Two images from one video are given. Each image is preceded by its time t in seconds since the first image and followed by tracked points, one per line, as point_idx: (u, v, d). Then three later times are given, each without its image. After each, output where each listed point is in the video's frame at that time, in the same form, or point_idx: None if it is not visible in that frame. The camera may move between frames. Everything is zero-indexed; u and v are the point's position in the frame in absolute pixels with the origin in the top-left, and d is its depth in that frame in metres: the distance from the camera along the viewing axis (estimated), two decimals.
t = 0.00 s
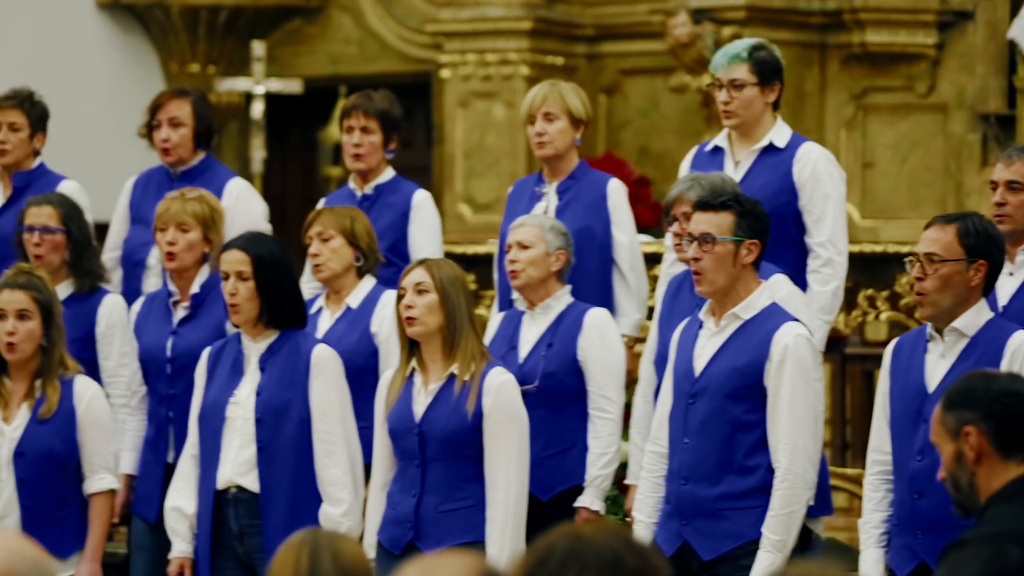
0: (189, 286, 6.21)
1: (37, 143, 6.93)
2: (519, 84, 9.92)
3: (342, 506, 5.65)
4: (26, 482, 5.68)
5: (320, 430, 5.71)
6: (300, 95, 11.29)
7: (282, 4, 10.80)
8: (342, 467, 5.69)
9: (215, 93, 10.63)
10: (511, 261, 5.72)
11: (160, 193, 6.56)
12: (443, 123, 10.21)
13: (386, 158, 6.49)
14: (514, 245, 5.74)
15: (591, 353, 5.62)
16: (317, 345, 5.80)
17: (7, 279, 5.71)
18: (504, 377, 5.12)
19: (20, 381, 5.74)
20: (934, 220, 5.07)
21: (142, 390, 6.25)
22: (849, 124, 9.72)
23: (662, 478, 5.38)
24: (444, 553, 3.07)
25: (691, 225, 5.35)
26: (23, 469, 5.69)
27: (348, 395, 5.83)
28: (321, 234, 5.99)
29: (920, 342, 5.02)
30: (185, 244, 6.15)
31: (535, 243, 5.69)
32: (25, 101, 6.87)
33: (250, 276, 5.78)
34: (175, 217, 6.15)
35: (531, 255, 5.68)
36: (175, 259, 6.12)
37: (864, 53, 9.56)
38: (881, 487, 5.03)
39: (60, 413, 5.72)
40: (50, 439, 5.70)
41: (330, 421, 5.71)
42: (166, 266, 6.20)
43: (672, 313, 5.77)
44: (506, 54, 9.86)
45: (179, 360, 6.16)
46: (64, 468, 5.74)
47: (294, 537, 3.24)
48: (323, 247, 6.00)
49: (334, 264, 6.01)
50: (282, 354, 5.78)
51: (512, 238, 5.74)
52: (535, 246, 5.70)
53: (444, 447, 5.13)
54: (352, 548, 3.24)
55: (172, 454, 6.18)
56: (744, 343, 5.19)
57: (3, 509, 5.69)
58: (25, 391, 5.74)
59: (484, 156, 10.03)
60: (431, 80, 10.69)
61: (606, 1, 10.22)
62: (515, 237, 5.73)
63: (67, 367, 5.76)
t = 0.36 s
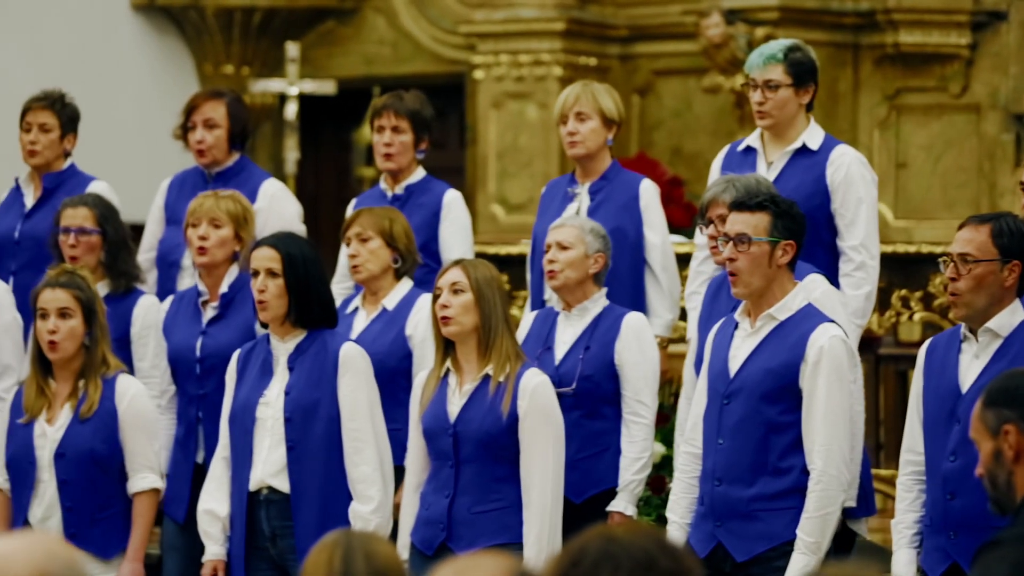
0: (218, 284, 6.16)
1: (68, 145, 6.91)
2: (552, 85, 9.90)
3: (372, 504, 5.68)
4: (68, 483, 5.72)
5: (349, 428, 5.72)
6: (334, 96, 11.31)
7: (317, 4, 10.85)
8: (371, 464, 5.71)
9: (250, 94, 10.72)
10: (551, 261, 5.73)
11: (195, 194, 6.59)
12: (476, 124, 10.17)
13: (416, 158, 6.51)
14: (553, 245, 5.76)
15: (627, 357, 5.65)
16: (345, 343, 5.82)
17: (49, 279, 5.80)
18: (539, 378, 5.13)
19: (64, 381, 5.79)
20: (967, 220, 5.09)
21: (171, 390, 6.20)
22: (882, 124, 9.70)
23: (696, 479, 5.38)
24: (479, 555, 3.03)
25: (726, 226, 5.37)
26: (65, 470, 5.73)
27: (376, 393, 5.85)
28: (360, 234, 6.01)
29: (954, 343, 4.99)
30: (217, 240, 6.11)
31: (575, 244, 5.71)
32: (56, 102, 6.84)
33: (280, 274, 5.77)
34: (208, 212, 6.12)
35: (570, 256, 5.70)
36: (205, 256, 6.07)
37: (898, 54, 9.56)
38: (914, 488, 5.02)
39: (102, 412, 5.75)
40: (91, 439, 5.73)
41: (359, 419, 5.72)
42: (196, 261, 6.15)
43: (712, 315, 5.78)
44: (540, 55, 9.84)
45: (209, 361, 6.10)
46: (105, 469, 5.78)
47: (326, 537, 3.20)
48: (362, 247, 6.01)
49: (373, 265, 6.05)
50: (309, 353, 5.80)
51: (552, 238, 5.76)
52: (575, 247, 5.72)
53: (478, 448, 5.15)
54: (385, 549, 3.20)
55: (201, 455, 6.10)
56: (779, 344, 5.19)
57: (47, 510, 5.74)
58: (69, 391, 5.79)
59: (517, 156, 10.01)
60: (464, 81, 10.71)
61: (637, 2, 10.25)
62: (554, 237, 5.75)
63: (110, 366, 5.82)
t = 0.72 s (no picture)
0: (242, 285, 6.13)
1: (94, 144, 6.93)
2: (581, 85, 9.87)
3: (394, 504, 5.47)
4: (104, 485, 5.75)
5: (371, 428, 5.51)
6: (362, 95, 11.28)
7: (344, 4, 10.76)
8: (394, 465, 5.50)
9: (279, 94, 10.70)
10: (584, 258, 5.75)
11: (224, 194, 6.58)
12: (504, 123, 10.13)
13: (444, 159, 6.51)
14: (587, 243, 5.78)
15: (656, 362, 5.66)
16: (370, 342, 5.60)
17: (84, 281, 5.90)
18: (575, 379, 5.13)
19: (101, 381, 5.85)
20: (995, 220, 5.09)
21: (193, 387, 6.20)
22: (911, 124, 9.67)
23: (726, 479, 5.37)
24: (511, 554, 3.05)
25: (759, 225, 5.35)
26: (101, 472, 5.75)
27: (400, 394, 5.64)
28: (395, 233, 6.05)
29: (984, 345, 4.96)
30: (239, 241, 6.08)
31: (610, 244, 5.73)
32: (82, 102, 6.86)
33: (306, 270, 5.60)
34: (230, 213, 6.08)
35: (605, 255, 5.72)
36: (229, 255, 6.06)
37: (928, 53, 9.53)
38: (945, 488, 5.00)
39: (135, 412, 5.76)
40: (126, 441, 5.74)
41: (382, 419, 5.51)
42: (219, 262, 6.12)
43: (746, 315, 5.73)
44: (569, 55, 9.82)
45: (233, 361, 6.08)
46: (142, 470, 5.78)
47: (355, 538, 3.21)
48: (396, 246, 6.06)
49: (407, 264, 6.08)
50: (333, 353, 5.59)
51: (587, 236, 5.78)
52: (610, 247, 5.74)
53: (513, 448, 5.15)
54: (416, 549, 3.21)
55: (227, 454, 6.10)
56: (810, 344, 5.19)
57: (85, 512, 5.79)
58: (106, 392, 5.83)
59: (546, 156, 9.97)
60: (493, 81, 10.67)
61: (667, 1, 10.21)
62: (590, 235, 5.77)
63: (145, 365, 5.84)
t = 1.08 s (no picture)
0: (261, 285, 6.12)
1: (125, 145, 6.94)
2: (613, 84, 9.86)
3: (424, 503, 5.39)
4: (134, 486, 5.75)
5: (402, 427, 5.42)
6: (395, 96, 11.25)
7: (378, 5, 10.78)
8: (424, 464, 5.41)
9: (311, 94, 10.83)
10: (605, 259, 5.73)
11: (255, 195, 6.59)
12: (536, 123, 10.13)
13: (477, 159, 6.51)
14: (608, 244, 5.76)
15: (679, 362, 5.66)
16: (401, 343, 5.50)
17: (123, 277, 5.92)
18: (612, 377, 5.13)
19: (134, 380, 5.86)
20: None
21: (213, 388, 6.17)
22: (944, 124, 9.63)
23: (760, 478, 5.35)
24: (540, 554, 3.05)
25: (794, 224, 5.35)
26: (130, 473, 5.76)
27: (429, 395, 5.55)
28: (428, 234, 6.06)
29: (1018, 345, 4.95)
30: (259, 241, 6.08)
31: (630, 244, 5.69)
32: (113, 102, 6.87)
33: (335, 266, 5.47)
34: (250, 213, 6.08)
35: (625, 256, 5.69)
36: (248, 256, 6.05)
37: (961, 52, 9.50)
38: (978, 488, 4.97)
39: (165, 413, 5.77)
40: (156, 442, 5.74)
41: (412, 418, 5.42)
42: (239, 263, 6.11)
43: (779, 312, 5.72)
44: (601, 54, 9.82)
45: (255, 360, 6.06)
46: (173, 471, 5.78)
47: (387, 537, 3.20)
48: (429, 247, 6.07)
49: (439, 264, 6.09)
50: (363, 351, 5.48)
51: (607, 237, 5.75)
52: (631, 248, 5.70)
53: (548, 445, 5.15)
54: (447, 548, 3.19)
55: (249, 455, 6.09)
56: (845, 344, 5.18)
57: (115, 513, 5.80)
58: (138, 391, 5.84)
59: (579, 156, 9.96)
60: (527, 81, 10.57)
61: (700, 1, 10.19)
62: (610, 236, 5.75)
63: (178, 365, 5.85)
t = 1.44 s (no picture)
0: (296, 284, 6.13)
1: (162, 144, 6.99)
2: (648, 84, 9.79)
3: (455, 503, 5.38)
4: (163, 483, 5.64)
5: (435, 428, 5.41)
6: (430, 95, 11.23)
7: (409, 4, 10.73)
8: (456, 464, 5.40)
9: (345, 94, 10.78)
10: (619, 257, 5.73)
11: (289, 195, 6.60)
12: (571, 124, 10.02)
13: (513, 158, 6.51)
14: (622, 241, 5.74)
15: (697, 355, 5.64)
16: (432, 343, 5.49)
17: (157, 277, 5.83)
18: (651, 375, 5.12)
19: (164, 379, 5.75)
20: None
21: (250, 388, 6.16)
22: (979, 123, 9.60)
23: (798, 478, 5.34)
24: (576, 553, 3.06)
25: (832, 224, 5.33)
26: (159, 469, 5.66)
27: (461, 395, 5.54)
28: (457, 234, 6.07)
29: None
30: (294, 242, 6.08)
31: (643, 241, 5.68)
32: (150, 102, 6.93)
33: (371, 268, 5.46)
34: (284, 213, 6.06)
35: (639, 252, 5.68)
36: (283, 257, 6.06)
37: (997, 52, 9.46)
38: (1012, 489, 4.93)
39: (196, 412, 5.67)
40: (185, 440, 5.64)
41: (444, 418, 5.41)
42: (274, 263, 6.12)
43: (809, 312, 5.71)
44: (636, 54, 9.75)
45: (288, 357, 6.06)
46: (202, 471, 5.68)
47: (423, 535, 3.20)
48: (459, 247, 6.07)
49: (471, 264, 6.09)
50: (395, 352, 5.47)
51: (620, 234, 5.74)
52: (644, 244, 5.69)
53: (588, 446, 5.16)
54: (483, 547, 3.20)
55: (281, 453, 6.07)
56: (883, 344, 5.12)
57: (142, 510, 5.69)
58: (168, 390, 5.73)
59: (613, 156, 9.90)
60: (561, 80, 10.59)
61: (734, 0, 10.17)
62: (623, 233, 5.74)
63: (209, 366, 5.75)
